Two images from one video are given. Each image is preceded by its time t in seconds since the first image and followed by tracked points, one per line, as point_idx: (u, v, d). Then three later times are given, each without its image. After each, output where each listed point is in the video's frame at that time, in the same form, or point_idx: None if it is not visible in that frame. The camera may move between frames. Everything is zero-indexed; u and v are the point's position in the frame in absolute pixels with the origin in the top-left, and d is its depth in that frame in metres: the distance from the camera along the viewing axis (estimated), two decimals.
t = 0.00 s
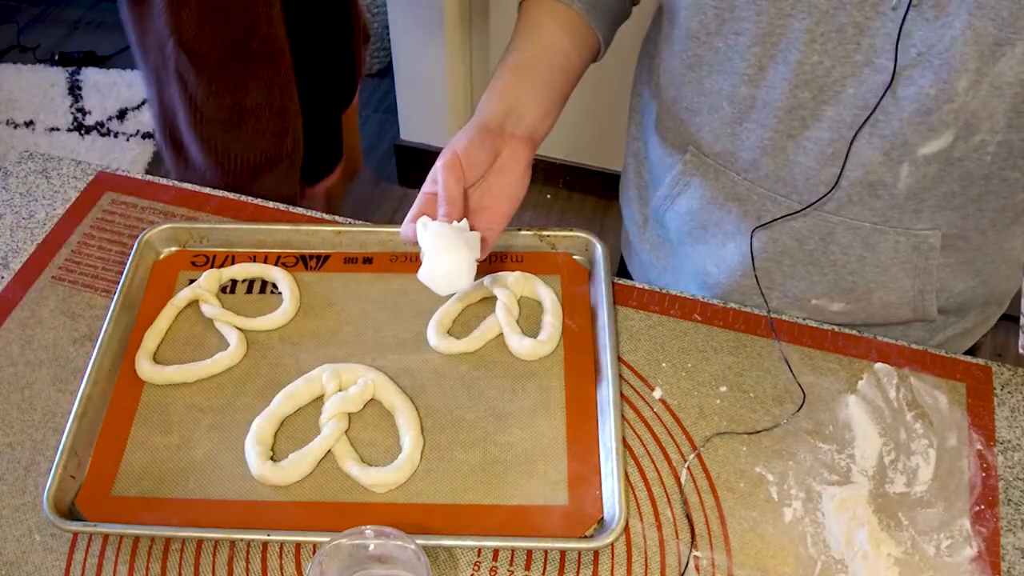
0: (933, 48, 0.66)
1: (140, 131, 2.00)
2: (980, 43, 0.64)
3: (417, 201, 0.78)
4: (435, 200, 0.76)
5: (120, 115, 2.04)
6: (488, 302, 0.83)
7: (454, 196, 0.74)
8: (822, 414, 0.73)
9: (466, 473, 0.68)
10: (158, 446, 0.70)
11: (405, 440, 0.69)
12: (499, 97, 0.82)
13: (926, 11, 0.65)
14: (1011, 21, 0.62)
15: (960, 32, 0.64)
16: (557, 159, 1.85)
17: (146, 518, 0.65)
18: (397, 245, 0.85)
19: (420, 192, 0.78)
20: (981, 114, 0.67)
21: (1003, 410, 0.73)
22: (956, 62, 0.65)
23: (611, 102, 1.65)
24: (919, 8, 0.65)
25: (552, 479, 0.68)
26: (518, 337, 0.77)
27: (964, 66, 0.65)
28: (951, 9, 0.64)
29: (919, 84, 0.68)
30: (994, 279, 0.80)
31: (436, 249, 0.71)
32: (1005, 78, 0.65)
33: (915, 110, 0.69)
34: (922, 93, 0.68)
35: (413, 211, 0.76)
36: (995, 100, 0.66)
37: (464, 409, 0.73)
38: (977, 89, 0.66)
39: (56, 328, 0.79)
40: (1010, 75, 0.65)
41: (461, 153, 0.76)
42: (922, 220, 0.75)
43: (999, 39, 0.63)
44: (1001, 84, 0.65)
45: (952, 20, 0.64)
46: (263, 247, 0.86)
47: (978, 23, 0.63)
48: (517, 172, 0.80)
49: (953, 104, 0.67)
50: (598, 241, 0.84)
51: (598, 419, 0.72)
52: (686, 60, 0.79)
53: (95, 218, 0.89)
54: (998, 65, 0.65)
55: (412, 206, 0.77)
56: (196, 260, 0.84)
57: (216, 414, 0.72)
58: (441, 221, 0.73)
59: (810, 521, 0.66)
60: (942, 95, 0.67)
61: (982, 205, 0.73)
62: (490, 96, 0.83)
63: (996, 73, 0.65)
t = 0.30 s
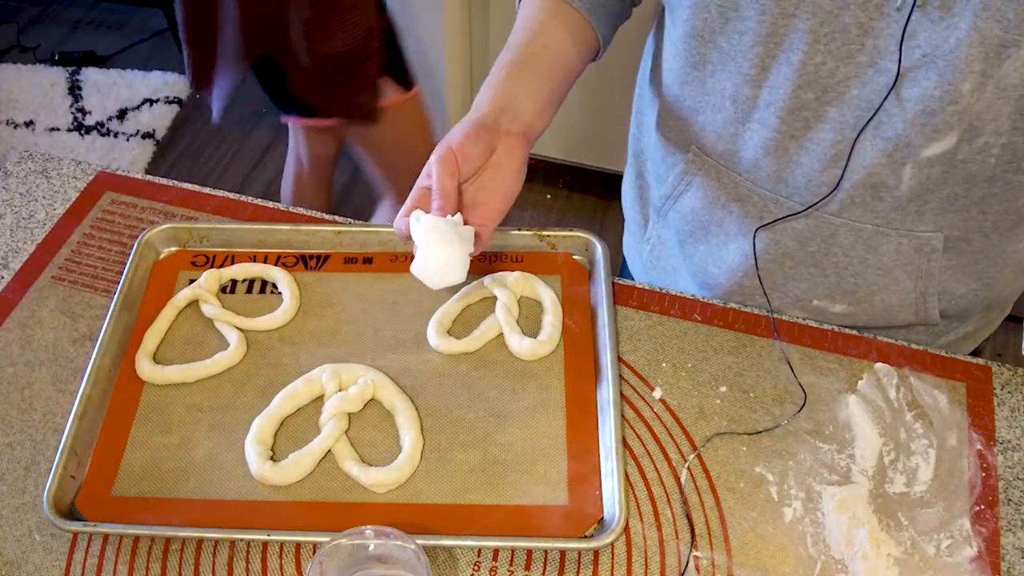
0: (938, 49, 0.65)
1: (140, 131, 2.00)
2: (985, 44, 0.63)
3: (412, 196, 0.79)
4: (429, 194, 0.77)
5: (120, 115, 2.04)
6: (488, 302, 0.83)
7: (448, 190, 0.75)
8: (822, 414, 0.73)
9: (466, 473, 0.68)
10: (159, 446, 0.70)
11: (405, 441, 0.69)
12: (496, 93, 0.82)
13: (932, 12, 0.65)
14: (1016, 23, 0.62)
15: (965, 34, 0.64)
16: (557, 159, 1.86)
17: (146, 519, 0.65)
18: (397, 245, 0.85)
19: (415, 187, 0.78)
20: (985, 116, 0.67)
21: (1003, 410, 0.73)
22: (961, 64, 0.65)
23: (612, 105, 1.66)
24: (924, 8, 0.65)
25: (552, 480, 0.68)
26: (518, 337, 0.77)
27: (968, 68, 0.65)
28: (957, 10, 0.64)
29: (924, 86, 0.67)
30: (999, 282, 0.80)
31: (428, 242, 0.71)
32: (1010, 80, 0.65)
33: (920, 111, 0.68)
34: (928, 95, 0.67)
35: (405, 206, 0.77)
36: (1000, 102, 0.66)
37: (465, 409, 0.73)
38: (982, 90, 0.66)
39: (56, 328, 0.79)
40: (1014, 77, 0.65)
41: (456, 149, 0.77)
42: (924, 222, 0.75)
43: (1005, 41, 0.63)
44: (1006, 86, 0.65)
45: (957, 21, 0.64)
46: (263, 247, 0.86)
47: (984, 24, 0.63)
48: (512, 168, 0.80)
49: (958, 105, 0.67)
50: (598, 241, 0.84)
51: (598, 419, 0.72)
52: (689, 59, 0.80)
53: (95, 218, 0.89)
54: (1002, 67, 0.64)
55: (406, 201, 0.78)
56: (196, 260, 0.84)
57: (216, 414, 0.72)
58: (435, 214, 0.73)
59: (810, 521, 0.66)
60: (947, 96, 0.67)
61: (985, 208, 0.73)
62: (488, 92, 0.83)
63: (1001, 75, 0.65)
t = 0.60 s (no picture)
0: (938, 51, 0.65)
1: (140, 130, 2.00)
2: (985, 46, 0.63)
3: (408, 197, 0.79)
4: (424, 195, 0.77)
5: (120, 115, 2.04)
6: (488, 302, 0.83)
7: (444, 191, 0.75)
8: (822, 414, 0.73)
9: (466, 474, 0.68)
10: (159, 447, 0.70)
11: (404, 441, 0.69)
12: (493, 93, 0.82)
13: (931, 14, 0.64)
14: (1016, 25, 0.62)
15: (964, 35, 0.64)
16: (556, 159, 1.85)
17: (146, 519, 0.65)
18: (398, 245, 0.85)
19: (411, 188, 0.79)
20: (985, 117, 0.67)
21: (1003, 410, 0.73)
22: (960, 66, 0.65)
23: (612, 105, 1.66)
24: (924, 10, 0.65)
25: (552, 480, 0.68)
26: (518, 337, 0.77)
27: (967, 70, 0.65)
28: (957, 11, 0.63)
29: (923, 87, 0.67)
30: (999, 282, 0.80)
31: (422, 242, 0.72)
32: (1009, 81, 0.65)
33: (920, 112, 0.68)
34: (927, 96, 0.67)
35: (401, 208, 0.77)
36: (1000, 103, 0.66)
37: (465, 409, 0.73)
38: (982, 92, 0.66)
39: (56, 328, 0.79)
40: (1014, 78, 0.64)
41: (452, 150, 0.77)
42: (923, 223, 0.75)
43: (1004, 42, 0.63)
44: (1006, 88, 0.65)
45: (956, 23, 0.64)
46: (263, 247, 0.86)
47: (984, 26, 0.63)
48: (507, 169, 0.81)
49: (957, 107, 0.67)
50: (598, 241, 0.84)
51: (598, 419, 0.72)
52: (689, 61, 0.80)
53: (95, 218, 0.89)
54: (1002, 69, 0.64)
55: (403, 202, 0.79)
56: (196, 260, 0.84)
57: (216, 414, 0.72)
58: (431, 214, 0.74)
59: (810, 521, 0.66)
60: (946, 98, 0.67)
61: (985, 209, 0.73)
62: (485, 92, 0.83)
63: (1000, 77, 0.65)
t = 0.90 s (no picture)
0: (932, 48, 0.65)
1: (139, 130, 2.00)
2: (979, 43, 0.63)
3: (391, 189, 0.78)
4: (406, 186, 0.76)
5: (120, 115, 2.04)
6: (488, 302, 0.83)
7: (426, 181, 0.75)
8: (822, 414, 0.73)
9: (466, 474, 0.68)
10: (159, 447, 0.70)
11: (404, 441, 0.69)
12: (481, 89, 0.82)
13: (925, 11, 0.64)
14: (1010, 22, 0.62)
15: (958, 31, 0.63)
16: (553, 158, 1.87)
17: (146, 518, 0.65)
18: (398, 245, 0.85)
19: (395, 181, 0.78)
20: (980, 114, 0.67)
21: (1003, 409, 0.73)
22: (954, 63, 0.65)
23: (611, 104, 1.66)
24: (918, 8, 0.65)
25: (552, 479, 0.68)
26: (518, 337, 0.77)
27: (962, 67, 0.65)
28: (952, 8, 0.63)
29: (918, 85, 0.67)
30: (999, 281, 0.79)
31: (395, 231, 0.72)
32: (1005, 78, 0.64)
33: (914, 110, 0.68)
34: (922, 94, 0.67)
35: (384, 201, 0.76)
36: (995, 101, 0.66)
37: (465, 409, 0.73)
38: (977, 88, 0.66)
39: (56, 328, 0.79)
40: (1009, 76, 0.64)
41: (436, 141, 0.76)
42: (920, 221, 0.75)
43: (998, 39, 0.63)
44: (1001, 85, 0.65)
45: (950, 19, 0.63)
46: (263, 247, 0.86)
47: (977, 22, 0.62)
48: (491, 162, 0.80)
49: (952, 104, 0.67)
50: (598, 241, 0.84)
51: (598, 419, 0.72)
52: (686, 60, 0.80)
53: (96, 218, 0.89)
54: (997, 66, 0.64)
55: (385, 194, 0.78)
56: (196, 260, 0.84)
57: (216, 414, 0.72)
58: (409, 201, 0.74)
59: (810, 521, 0.66)
60: (941, 95, 0.67)
61: (981, 206, 0.73)
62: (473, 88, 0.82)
63: (995, 74, 0.64)
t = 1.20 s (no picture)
0: (924, 46, 0.66)
1: (140, 130, 2.00)
2: (971, 41, 0.64)
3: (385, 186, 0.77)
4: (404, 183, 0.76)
5: (120, 115, 2.04)
6: (488, 302, 0.83)
7: (426, 177, 0.74)
8: (822, 414, 0.73)
9: (466, 474, 0.68)
10: (159, 447, 0.70)
11: (404, 441, 0.69)
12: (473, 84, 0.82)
13: (917, 9, 0.65)
14: (1002, 20, 0.62)
15: (949, 29, 0.64)
16: (552, 157, 1.89)
17: (146, 519, 0.65)
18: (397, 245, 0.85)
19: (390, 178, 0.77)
20: (973, 113, 0.67)
21: (1003, 410, 0.73)
22: (946, 61, 0.65)
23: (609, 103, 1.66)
24: (910, 6, 0.65)
25: (552, 479, 0.68)
26: (518, 337, 0.77)
27: (954, 65, 0.65)
28: (943, 6, 0.64)
29: (910, 83, 0.68)
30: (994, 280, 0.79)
31: (406, 236, 0.71)
32: (996, 76, 0.65)
33: (907, 108, 0.69)
34: (914, 92, 0.68)
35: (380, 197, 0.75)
36: (987, 99, 0.66)
37: (465, 409, 0.73)
38: (969, 86, 0.66)
39: (56, 327, 0.79)
40: (1001, 74, 0.65)
41: (434, 137, 0.76)
42: (915, 221, 0.75)
43: (989, 38, 0.63)
44: (992, 83, 0.65)
45: (941, 17, 0.64)
46: (263, 247, 0.86)
47: (968, 20, 0.63)
48: (490, 156, 0.80)
49: (944, 103, 0.67)
50: (599, 241, 0.84)
51: (598, 419, 0.72)
52: (680, 58, 0.80)
53: (95, 218, 0.89)
54: (988, 64, 0.65)
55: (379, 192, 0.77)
56: (196, 260, 0.84)
57: (215, 414, 0.72)
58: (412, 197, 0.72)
59: (810, 521, 0.66)
60: (932, 94, 0.67)
61: (974, 204, 0.73)
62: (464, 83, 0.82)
63: (987, 72, 0.65)
